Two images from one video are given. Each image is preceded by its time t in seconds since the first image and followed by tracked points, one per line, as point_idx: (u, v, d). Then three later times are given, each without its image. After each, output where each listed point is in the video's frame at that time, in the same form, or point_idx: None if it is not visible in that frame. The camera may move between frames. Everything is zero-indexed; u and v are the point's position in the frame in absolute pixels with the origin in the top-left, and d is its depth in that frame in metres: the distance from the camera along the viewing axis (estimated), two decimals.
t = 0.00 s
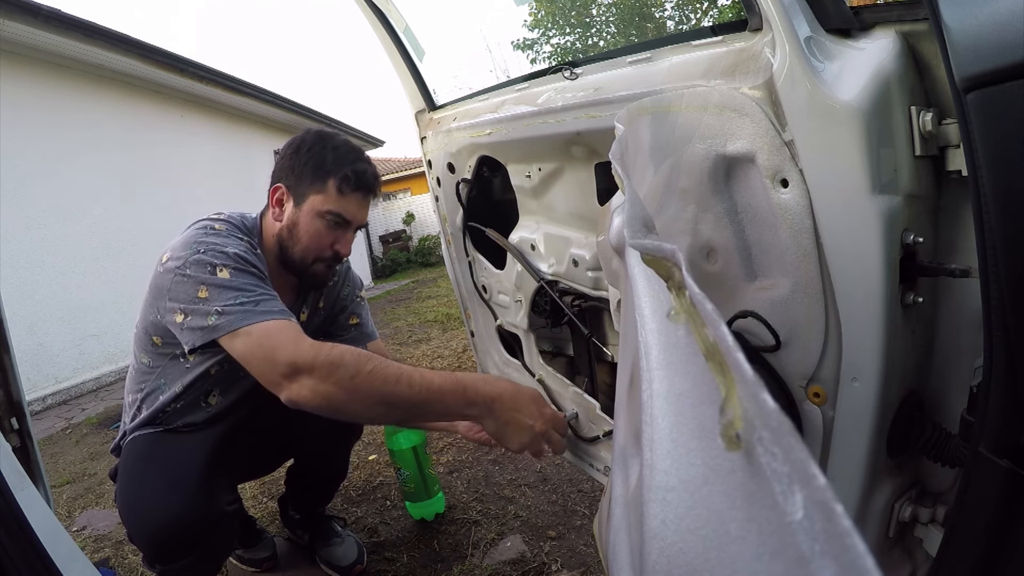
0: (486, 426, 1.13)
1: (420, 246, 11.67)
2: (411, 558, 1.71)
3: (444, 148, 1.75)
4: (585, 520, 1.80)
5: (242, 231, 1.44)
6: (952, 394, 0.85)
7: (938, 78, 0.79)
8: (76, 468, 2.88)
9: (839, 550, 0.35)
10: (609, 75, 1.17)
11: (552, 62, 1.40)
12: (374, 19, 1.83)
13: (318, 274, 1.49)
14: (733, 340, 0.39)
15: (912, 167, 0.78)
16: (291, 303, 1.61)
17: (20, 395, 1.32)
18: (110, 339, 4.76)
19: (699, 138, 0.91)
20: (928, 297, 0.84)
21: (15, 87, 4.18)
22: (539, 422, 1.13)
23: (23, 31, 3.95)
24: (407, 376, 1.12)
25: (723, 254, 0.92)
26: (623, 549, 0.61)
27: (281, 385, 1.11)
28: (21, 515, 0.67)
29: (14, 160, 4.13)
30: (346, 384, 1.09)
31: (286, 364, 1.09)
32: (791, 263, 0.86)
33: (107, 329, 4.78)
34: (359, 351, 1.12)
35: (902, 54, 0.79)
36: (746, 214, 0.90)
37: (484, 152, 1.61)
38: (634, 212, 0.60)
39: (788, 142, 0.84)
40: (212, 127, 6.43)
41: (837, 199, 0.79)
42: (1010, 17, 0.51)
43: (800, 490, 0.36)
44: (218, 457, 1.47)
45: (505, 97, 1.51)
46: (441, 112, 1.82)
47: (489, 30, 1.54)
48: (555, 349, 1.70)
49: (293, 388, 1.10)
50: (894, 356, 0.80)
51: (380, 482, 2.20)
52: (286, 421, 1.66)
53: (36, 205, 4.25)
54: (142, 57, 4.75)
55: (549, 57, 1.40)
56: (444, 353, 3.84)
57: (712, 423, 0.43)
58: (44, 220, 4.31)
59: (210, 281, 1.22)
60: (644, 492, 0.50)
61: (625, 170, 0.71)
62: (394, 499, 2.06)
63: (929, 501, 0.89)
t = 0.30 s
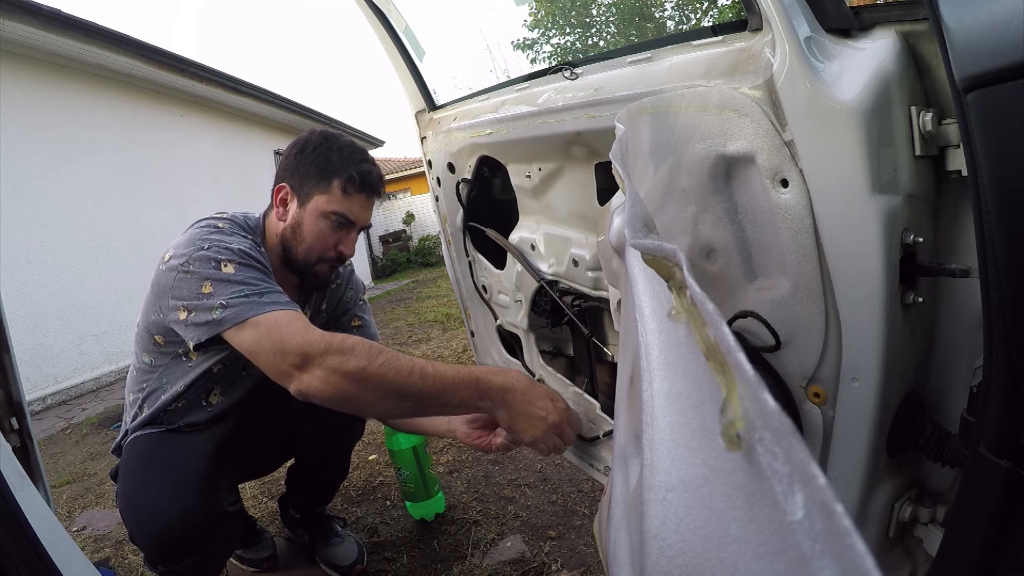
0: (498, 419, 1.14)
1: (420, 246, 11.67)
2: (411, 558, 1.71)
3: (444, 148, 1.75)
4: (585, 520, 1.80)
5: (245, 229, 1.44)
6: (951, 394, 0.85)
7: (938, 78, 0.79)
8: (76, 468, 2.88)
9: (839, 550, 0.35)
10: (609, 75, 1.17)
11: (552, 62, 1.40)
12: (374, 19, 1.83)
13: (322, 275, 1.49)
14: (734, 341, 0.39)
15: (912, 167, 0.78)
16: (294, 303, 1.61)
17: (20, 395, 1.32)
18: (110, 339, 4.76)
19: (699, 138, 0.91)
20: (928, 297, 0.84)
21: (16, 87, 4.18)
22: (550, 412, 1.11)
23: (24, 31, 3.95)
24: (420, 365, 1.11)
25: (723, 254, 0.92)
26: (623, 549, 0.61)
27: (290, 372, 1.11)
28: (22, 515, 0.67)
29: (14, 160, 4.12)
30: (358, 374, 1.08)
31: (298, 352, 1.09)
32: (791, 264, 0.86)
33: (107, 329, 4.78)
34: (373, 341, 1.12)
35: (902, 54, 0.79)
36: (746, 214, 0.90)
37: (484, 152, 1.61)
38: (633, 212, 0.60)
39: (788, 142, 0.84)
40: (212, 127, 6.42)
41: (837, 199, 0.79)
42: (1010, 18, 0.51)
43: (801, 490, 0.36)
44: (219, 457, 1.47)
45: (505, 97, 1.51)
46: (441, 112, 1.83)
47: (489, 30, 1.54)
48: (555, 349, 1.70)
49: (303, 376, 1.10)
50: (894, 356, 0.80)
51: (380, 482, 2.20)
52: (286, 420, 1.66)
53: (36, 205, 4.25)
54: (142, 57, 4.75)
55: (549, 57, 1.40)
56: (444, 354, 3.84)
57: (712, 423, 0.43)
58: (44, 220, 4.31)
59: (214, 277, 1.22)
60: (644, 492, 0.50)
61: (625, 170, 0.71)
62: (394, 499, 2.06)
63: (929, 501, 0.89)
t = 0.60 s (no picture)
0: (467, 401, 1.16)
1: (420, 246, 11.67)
2: (411, 558, 1.71)
3: (444, 148, 1.75)
4: (585, 520, 1.80)
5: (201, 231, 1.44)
6: (951, 394, 0.85)
7: (938, 78, 0.79)
8: (76, 468, 2.88)
9: (836, 550, 0.35)
10: (609, 75, 1.17)
11: (552, 62, 1.40)
12: (373, 19, 1.83)
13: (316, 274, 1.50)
14: (731, 342, 0.39)
15: (912, 167, 0.78)
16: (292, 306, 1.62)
17: (20, 395, 1.32)
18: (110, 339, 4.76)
19: (699, 138, 0.91)
20: (928, 297, 0.84)
21: (16, 87, 4.18)
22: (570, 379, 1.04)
23: (24, 31, 3.95)
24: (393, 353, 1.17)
25: (723, 254, 0.92)
26: (622, 549, 0.61)
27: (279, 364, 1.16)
28: (22, 515, 0.67)
29: (14, 160, 4.12)
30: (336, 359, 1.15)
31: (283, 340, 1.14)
32: (792, 263, 0.86)
33: (107, 329, 4.77)
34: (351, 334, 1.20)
35: (902, 54, 0.79)
36: (746, 214, 0.90)
37: (484, 153, 1.61)
38: (633, 213, 0.60)
39: (788, 142, 0.84)
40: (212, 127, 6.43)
41: (837, 199, 0.79)
42: (1010, 18, 0.51)
43: (798, 491, 0.36)
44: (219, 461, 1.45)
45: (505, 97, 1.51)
46: (441, 112, 1.83)
47: (489, 30, 1.54)
48: (555, 349, 1.70)
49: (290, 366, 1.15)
50: (894, 356, 0.80)
51: (380, 482, 2.20)
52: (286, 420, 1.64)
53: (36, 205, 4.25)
54: (143, 57, 4.75)
55: (549, 57, 1.40)
56: (444, 354, 3.84)
57: (710, 423, 0.43)
58: (44, 220, 4.31)
59: (167, 246, 1.21)
60: (644, 492, 0.50)
61: (626, 170, 0.72)
62: (394, 499, 2.06)
63: (929, 502, 0.89)
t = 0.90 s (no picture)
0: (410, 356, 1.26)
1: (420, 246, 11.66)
2: (411, 559, 1.71)
3: (444, 148, 1.75)
4: (585, 520, 1.80)
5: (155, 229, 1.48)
6: (951, 394, 0.85)
7: (938, 77, 0.79)
8: (76, 468, 2.88)
9: (836, 550, 0.35)
10: (609, 75, 1.17)
11: (552, 62, 1.40)
12: (373, 19, 1.83)
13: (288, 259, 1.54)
14: (731, 342, 0.39)
15: (912, 167, 0.78)
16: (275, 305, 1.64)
17: (20, 395, 1.32)
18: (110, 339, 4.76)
19: (699, 138, 0.91)
20: (928, 298, 0.84)
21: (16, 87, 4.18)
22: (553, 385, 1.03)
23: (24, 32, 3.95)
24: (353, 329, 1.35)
25: (723, 254, 0.92)
26: (622, 549, 0.61)
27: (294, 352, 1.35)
28: (22, 515, 0.67)
29: (14, 160, 4.12)
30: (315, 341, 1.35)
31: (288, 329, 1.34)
32: (792, 263, 0.86)
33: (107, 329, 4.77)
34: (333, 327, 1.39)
35: (902, 54, 0.79)
36: (747, 214, 0.90)
37: (484, 152, 1.61)
38: (633, 213, 0.60)
39: (788, 142, 0.84)
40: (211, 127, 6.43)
41: (837, 198, 0.79)
42: (1010, 17, 0.51)
43: (798, 491, 0.36)
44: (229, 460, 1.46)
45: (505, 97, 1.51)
46: (441, 112, 1.83)
47: (489, 30, 1.54)
48: (555, 349, 1.70)
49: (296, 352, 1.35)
50: (894, 355, 0.80)
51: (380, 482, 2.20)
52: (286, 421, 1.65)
53: (36, 205, 4.25)
54: (143, 57, 4.75)
55: (549, 57, 1.40)
56: (443, 354, 3.84)
57: (710, 423, 0.43)
58: (44, 220, 4.31)
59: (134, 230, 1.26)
60: (644, 492, 0.50)
61: (625, 170, 0.72)
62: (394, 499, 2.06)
63: (929, 501, 0.89)
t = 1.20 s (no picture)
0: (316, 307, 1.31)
1: (420, 246, 11.66)
2: (411, 558, 1.71)
3: (444, 148, 1.75)
4: (585, 520, 1.80)
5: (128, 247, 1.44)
6: (951, 394, 0.85)
7: (938, 77, 0.79)
8: (76, 468, 2.88)
9: (836, 550, 0.35)
10: (609, 75, 1.17)
11: (552, 62, 1.39)
12: (373, 19, 1.83)
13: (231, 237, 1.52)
14: (731, 342, 0.39)
15: (911, 167, 0.78)
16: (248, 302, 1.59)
17: (20, 395, 1.32)
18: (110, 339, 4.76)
19: (699, 138, 0.91)
20: (928, 298, 0.84)
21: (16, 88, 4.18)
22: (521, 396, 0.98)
23: (23, 32, 3.95)
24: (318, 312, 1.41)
25: (723, 254, 0.92)
26: (622, 550, 0.61)
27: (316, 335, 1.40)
28: (22, 516, 0.67)
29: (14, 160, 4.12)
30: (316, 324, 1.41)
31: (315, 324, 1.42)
32: (792, 263, 0.86)
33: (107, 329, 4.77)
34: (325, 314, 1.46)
35: (902, 54, 0.79)
36: (746, 214, 0.90)
37: (483, 152, 1.61)
38: (632, 212, 0.60)
39: (789, 142, 0.84)
40: (211, 127, 6.43)
41: (836, 199, 0.79)
42: (1010, 17, 0.51)
43: (798, 491, 0.36)
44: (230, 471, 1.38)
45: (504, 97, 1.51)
46: (441, 112, 1.83)
47: (489, 30, 1.54)
48: (555, 349, 1.70)
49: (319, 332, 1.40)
50: (894, 355, 0.80)
51: (380, 482, 2.20)
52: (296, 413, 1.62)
53: (36, 205, 4.25)
54: (142, 57, 4.75)
55: (549, 57, 1.40)
56: (443, 353, 3.84)
57: (710, 423, 0.43)
58: (44, 220, 4.30)
59: (89, 236, 1.25)
60: (645, 493, 0.50)
61: (625, 170, 0.72)
62: (394, 499, 2.06)
63: (929, 501, 0.89)
